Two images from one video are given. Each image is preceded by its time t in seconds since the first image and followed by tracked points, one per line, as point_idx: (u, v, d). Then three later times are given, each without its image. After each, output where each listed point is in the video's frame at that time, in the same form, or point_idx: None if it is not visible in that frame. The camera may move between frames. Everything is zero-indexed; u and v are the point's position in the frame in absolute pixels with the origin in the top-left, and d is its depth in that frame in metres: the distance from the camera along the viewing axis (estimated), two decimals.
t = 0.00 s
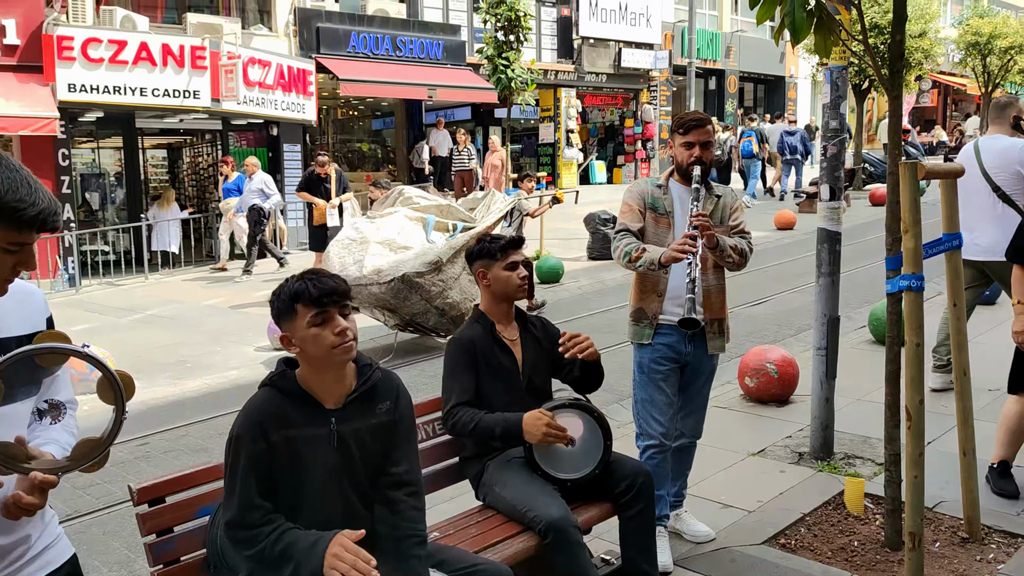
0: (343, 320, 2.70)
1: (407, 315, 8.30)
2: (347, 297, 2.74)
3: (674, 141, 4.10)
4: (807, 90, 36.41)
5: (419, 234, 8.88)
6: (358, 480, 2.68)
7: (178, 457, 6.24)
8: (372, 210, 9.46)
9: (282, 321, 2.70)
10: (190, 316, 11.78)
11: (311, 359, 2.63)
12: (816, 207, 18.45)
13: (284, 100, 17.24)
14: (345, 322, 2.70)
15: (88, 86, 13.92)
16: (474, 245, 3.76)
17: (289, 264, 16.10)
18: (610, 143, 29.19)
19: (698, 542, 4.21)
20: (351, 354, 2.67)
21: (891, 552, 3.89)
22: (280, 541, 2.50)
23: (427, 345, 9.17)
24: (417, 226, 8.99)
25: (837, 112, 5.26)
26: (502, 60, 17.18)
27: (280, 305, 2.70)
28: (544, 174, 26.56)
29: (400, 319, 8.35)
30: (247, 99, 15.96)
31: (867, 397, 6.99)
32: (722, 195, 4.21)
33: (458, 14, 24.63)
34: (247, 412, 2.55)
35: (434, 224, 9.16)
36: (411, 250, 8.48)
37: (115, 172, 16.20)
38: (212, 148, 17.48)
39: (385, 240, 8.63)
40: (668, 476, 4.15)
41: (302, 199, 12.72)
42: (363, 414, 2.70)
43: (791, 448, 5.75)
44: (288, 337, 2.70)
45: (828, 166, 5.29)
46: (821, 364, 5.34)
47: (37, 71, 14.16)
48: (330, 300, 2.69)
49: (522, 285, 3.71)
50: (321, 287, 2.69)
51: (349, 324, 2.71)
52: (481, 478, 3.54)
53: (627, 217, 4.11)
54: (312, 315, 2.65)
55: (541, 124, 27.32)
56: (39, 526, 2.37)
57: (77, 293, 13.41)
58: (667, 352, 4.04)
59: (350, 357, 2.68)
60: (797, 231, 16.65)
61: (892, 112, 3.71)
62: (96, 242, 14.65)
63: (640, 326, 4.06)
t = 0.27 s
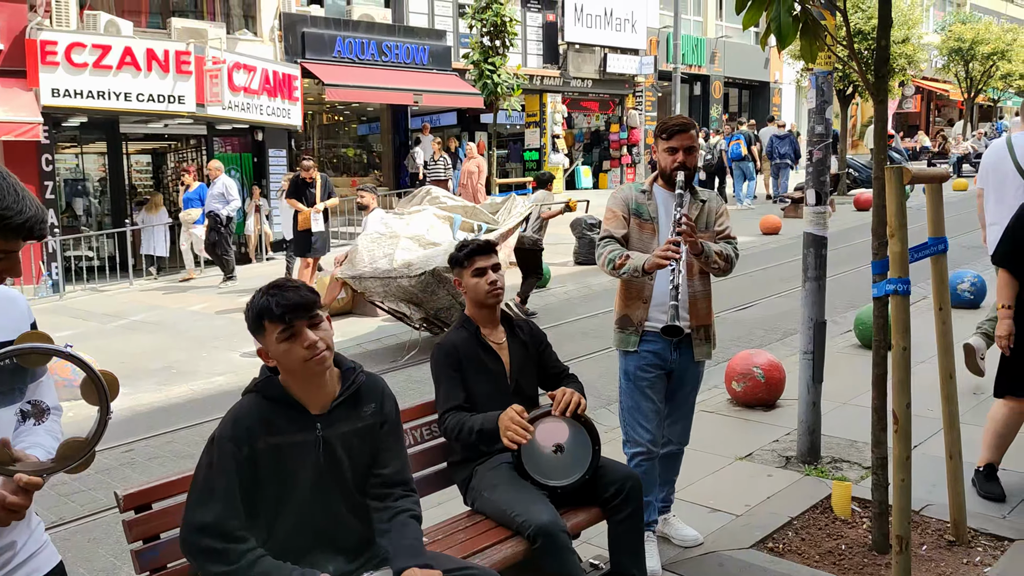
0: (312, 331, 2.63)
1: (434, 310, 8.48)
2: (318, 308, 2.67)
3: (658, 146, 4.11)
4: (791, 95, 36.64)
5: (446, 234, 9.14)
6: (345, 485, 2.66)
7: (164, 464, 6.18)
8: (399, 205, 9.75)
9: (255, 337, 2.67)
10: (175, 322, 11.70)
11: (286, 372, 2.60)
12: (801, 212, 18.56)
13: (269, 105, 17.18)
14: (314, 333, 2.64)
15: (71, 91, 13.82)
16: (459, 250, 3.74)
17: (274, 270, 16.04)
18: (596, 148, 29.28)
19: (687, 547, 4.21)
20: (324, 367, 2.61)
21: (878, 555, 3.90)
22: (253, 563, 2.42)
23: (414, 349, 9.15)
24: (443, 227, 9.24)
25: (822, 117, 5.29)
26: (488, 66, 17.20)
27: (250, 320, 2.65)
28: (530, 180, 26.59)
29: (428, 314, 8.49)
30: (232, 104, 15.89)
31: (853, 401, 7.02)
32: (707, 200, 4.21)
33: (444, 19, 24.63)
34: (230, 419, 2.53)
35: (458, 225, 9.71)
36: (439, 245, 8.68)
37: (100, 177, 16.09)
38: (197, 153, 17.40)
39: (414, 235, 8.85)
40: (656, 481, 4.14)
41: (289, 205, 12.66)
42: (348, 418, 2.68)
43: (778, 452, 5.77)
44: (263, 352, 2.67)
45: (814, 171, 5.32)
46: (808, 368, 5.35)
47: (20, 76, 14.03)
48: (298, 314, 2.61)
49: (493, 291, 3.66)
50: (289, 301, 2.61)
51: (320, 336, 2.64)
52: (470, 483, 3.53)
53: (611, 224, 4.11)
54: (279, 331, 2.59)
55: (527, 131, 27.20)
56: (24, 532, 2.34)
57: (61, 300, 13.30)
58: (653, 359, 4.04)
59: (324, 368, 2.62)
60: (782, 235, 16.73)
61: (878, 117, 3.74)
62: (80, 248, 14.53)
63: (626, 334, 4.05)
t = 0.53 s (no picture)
0: (292, 346, 2.58)
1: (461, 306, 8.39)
2: (300, 321, 2.61)
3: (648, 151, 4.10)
4: (784, 98, 36.74)
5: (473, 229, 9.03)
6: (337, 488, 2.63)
7: (156, 468, 6.15)
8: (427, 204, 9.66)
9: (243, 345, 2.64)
10: (168, 326, 11.66)
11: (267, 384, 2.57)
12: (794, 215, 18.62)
13: (261, 108, 17.14)
14: (293, 348, 2.58)
15: (64, 94, 13.77)
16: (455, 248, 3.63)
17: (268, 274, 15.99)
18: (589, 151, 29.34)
19: (682, 550, 4.20)
20: (304, 380, 2.58)
21: (874, 559, 3.89)
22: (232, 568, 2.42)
23: (407, 353, 9.15)
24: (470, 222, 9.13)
25: (817, 121, 5.30)
26: (481, 69, 17.22)
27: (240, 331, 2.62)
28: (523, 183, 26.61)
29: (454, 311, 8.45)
30: (225, 107, 15.84)
31: (848, 404, 7.02)
32: (700, 202, 4.20)
33: (437, 22, 24.62)
34: (218, 426, 2.50)
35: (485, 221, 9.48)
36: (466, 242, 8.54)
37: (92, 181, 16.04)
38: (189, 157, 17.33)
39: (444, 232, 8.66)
40: (651, 486, 4.13)
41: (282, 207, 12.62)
42: (338, 418, 2.68)
43: (773, 455, 5.76)
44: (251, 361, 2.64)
45: (808, 174, 5.29)
46: (803, 371, 5.35)
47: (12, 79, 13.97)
48: (277, 328, 2.57)
49: (464, 302, 3.58)
50: (269, 314, 2.57)
51: (300, 350, 2.60)
52: (466, 487, 3.52)
53: (601, 233, 4.10)
54: (258, 345, 2.56)
55: (520, 133, 27.43)
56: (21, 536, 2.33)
57: (54, 303, 13.24)
58: (647, 364, 4.03)
59: (304, 381, 2.59)
60: (775, 238, 16.77)
61: (872, 120, 3.74)
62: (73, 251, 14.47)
63: (620, 342, 4.02)
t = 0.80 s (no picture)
0: (295, 393, 2.48)
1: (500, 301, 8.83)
2: (315, 375, 2.49)
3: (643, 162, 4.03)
4: (780, 100, 36.80)
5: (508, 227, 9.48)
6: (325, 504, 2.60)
7: (154, 471, 6.13)
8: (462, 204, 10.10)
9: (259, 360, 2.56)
10: (166, 328, 11.63)
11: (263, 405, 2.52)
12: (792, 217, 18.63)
13: (259, 110, 17.12)
14: (294, 397, 2.48)
15: (61, 96, 13.74)
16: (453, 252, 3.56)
17: (266, 276, 15.97)
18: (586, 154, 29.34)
19: (683, 554, 4.18)
20: (292, 421, 2.50)
21: (876, 562, 3.87)
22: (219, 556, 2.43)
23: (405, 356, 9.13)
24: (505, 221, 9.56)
25: (816, 122, 5.29)
26: (478, 71, 17.22)
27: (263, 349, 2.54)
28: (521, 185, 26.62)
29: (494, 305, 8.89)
30: (222, 109, 15.81)
31: (847, 407, 7.02)
32: (698, 207, 4.12)
33: (434, 25, 24.62)
34: (207, 439, 2.47)
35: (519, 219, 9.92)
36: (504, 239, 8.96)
37: (89, 184, 16.01)
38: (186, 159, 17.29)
39: (480, 229, 9.11)
40: (652, 489, 4.11)
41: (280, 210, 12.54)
42: (329, 435, 2.62)
43: (773, 458, 5.75)
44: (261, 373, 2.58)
45: (808, 176, 5.28)
46: (803, 374, 5.34)
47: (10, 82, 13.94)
48: (291, 370, 2.47)
49: (453, 305, 3.56)
50: (289, 354, 2.47)
51: (299, 394, 2.49)
52: (466, 490, 3.50)
53: (597, 249, 4.07)
54: (268, 374, 2.48)
55: (516, 135, 27.45)
56: (15, 544, 2.31)
57: (51, 306, 13.21)
58: (647, 368, 4.01)
59: (295, 420, 2.51)
60: (773, 241, 16.77)
61: (873, 122, 3.73)
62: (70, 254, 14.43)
63: (616, 353, 3.99)
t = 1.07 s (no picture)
0: (306, 361, 2.53)
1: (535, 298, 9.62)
2: (325, 342, 2.56)
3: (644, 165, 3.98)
4: (780, 101, 36.76)
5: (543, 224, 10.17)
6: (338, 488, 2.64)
7: (154, 473, 6.10)
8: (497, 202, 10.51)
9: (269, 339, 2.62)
10: (165, 330, 11.59)
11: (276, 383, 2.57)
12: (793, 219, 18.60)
13: (258, 112, 17.08)
14: (308, 364, 2.53)
15: (62, 99, 13.73)
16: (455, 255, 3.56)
17: (265, 278, 15.92)
18: (585, 156, 29.27)
19: (686, 557, 4.15)
20: (308, 394, 2.55)
21: (881, 566, 3.85)
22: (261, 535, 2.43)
23: (406, 357, 9.11)
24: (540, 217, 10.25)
25: (819, 123, 5.26)
26: (478, 73, 17.17)
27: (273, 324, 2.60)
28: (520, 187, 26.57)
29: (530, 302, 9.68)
30: (222, 111, 15.78)
31: (850, 409, 6.99)
32: (700, 208, 4.06)
33: (434, 26, 24.59)
34: (225, 421, 2.50)
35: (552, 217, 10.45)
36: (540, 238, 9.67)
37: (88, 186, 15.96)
38: (186, 161, 17.15)
39: (517, 230, 9.69)
40: (655, 491, 4.08)
41: (280, 212, 12.47)
42: (340, 421, 2.67)
43: (776, 460, 5.72)
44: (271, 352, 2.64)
45: (811, 176, 5.26)
46: (806, 376, 5.31)
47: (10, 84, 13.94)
48: (302, 338, 2.53)
49: (455, 308, 3.55)
50: (298, 323, 2.53)
51: (314, 360, 2.55)
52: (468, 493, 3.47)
53: (598, 255, 4.05)
54: (279, 345, 2.54)
55: (515, 137, 27.43)
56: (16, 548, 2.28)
57: (51, 307, 13.17)
58: (649, 370, 3.97)
59: (310, 393, 2.56)
60: (773, 242, 16.74)
61: (878, 123, 3.71)
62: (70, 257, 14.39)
63: (616, 357, 3.98)
